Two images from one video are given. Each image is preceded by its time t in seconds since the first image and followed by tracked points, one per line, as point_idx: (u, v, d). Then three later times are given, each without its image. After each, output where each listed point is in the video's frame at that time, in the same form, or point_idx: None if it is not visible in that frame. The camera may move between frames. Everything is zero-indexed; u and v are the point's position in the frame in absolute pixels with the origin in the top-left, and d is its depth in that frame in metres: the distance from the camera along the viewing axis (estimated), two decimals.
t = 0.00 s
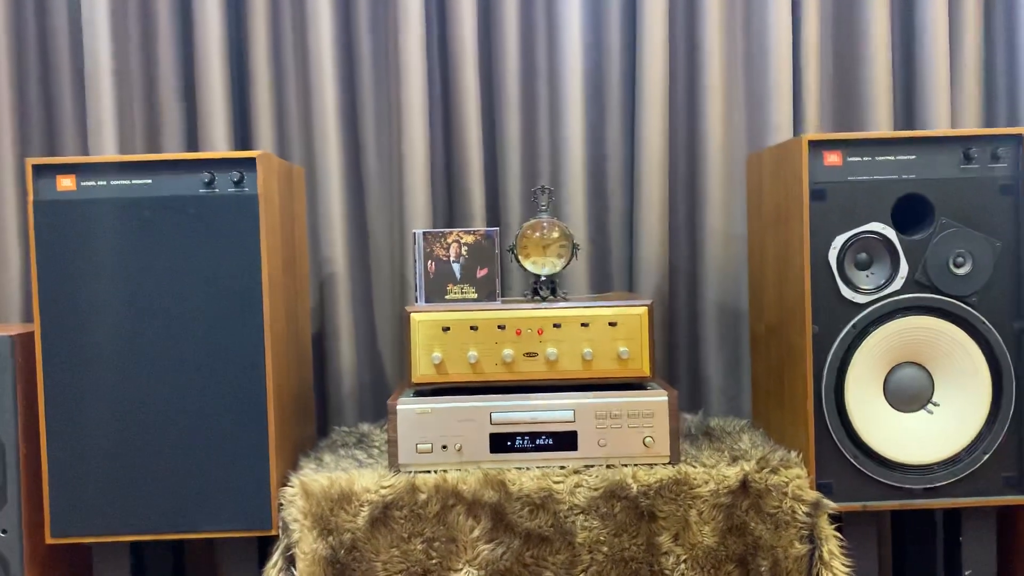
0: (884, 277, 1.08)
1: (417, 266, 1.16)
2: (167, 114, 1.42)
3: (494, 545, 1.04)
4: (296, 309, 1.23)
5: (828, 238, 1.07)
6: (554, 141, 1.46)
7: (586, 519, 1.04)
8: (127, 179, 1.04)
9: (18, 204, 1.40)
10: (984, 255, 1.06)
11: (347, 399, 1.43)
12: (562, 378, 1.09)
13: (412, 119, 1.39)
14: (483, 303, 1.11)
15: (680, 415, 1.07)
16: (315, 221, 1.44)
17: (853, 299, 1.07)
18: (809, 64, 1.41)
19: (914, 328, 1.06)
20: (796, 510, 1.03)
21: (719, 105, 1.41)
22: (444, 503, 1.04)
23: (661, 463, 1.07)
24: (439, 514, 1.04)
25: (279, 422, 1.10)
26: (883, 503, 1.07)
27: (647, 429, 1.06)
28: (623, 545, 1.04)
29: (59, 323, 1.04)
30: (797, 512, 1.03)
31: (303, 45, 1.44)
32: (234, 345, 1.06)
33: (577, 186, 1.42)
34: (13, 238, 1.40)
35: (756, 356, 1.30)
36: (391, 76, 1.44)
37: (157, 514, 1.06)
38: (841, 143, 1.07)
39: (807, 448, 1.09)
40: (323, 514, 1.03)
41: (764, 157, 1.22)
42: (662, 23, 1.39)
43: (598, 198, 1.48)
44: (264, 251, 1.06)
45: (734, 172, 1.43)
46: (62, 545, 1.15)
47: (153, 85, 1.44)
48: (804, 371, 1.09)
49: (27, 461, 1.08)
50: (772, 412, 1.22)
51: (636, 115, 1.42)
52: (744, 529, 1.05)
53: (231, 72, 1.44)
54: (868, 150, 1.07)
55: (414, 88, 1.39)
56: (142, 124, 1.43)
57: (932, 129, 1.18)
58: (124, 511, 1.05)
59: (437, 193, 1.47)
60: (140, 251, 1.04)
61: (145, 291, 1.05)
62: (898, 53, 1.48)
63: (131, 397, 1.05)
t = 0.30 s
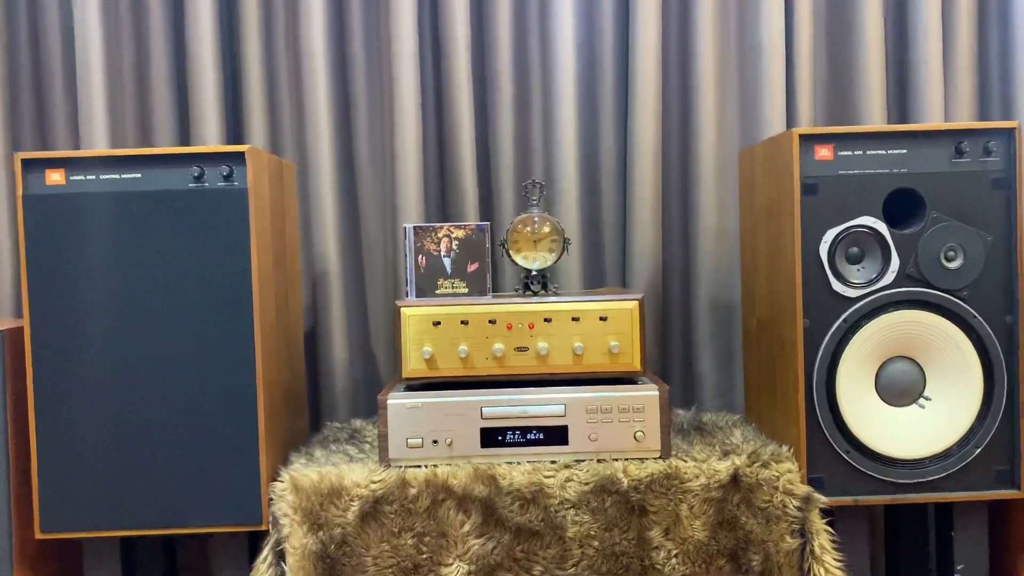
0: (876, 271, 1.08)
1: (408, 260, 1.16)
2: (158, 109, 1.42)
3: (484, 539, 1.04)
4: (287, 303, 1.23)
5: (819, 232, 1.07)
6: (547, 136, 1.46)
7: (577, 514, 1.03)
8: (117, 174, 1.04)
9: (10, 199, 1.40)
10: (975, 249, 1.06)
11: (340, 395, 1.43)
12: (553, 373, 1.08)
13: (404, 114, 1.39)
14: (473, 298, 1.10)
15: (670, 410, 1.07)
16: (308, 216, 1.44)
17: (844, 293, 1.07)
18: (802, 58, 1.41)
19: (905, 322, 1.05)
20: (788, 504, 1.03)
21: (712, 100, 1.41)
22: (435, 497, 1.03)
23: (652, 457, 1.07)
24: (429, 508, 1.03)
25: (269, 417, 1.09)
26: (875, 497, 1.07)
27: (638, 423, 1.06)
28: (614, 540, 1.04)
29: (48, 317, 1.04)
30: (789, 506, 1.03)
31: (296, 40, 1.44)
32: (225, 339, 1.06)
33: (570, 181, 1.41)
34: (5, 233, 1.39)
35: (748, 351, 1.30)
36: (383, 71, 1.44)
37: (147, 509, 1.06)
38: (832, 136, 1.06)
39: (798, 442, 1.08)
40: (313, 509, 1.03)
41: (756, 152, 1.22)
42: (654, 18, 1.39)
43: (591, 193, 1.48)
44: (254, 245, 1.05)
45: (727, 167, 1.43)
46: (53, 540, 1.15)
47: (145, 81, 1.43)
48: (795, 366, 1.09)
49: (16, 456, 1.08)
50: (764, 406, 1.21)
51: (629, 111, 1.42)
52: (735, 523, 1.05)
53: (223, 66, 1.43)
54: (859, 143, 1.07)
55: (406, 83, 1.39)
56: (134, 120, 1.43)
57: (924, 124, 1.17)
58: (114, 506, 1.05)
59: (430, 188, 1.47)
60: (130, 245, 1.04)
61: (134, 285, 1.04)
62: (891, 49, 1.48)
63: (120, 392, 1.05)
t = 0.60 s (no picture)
0: (859, 268, 1.09)
1: (396, 256, 1.17)
2: (151, 106, 1.43)
3: (471, 532, 1.05)
4: (277, 299, 1.24)
5: (803, 228, 1.08)
6: (537, 134, 1.47)
7: (563, 507, 1.04)
8: (108, 170, 1.05)
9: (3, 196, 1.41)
10: (958, 246, 1.07)
11: (331, 391, 1.44)
12: (539, 368, 1.10)
13: (395, 111, 1.40)
14: (461, 294, 1.12)
15: (656, 404, 1.08)
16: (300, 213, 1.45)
17: (828, 290, 1.08)
18: (791, 57, 1.42)
19: (889, 318, 1.06)
20: (772, 498, 1.04)
21: (701, 98, 1.42)
22: (422, 490, 1.04)
23: (637, 452, 1.08)
24: (417, 502, 1.04)
25: (258, 412, 1.10)
26: (858, 491, 1.09)
27: (624, 418, 1.07)
28: (600, 533, 1.05)
29: (39, 312, 1.05)
30: (773, 500, 1.04)
31: (288, 38, 1.45)
32: (215, 334, 1.07)
33: (560, 178, 1.43)
34: None
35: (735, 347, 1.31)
36: (375, 69, 1.45)
37: (137, 503, 1.06)
38: (816, 134, 1.07)
39: (782, 436, 1.09)
40: (301, 502, 1.04)
41: (742, 149, 1.23)
42: (644, 17, 1.40)
43: (581, 191, 1.49)
44: (243, 241, 1.06)
45: (715, 165, 1.44)
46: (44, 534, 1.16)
47: (138, 78, 1.44)
48: (779, 361, 1.10)
49: (8, 450, 1.09)
50: (750, 402, 1.23)
51: (619, 108, 1.43)
52: (720, 516, 1.06)
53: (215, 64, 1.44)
54: (843, 141, 1.08)
55: (397, 81, 1.39)
56: (128, 117, 1.44)
57: (909, 122, 1.18)
58: (103, 500, 1.06)
59: (421, 185, 1.48)
60: (120, 241, 1.05)
61: (124, 281, 1.05)
62: (879, 49, 1.49)
63: (110, 386, 1.06)
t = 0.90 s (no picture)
0: (847, 275, 1.10)
1: (391, 263, 1.19)
2: (149, 115, 1.45)
3: (464, 536, 1.06)
4: (274, 305, 1.26)
5: (792, 237, 1.10)
6: (532, 143, 1.49)
7: (554, 511, 1.05)
8: (105, 178, 1.07)
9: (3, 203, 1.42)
10: (944, 254, 1.08)
11: (327, 395, 1.46)
12: (531, 373, 1.11)
13: (390, 120, 1.41)
14: (454, 301, 1.13)
15: (646, 410, 1.10)
16: (297, 220, 1.46)
17: (816, 297, 1.09)
18: (782, 67, 1.43)
19: (876, 325, 1.08)
20: (760, 502, 1.05)
21: (693, 106, 1.44)
22: (416, 495, 1.05)
23: (628, 457, 1.09)
24: (410, 506, 1.05)
25: (254, 417, 1.12)
26: (845, 496, 1.10)
27: (615, 423, 1.09)
28: (591, 537, 1.06)
29: (38, 319, 1.06)
30: (761, 505, 1.05)
31: (285, 47, 1.47)
32: (211, 340, 1.08)
33: (554, 186, 1.44)
34: None
35: (726, 353, 1.33)
36: (371, 78, 1.47)
37: (134, 507, 1.08)
38: (804, 144, 1.09)
39: (771, 442, 1.11)
40: (296, 506, 1.05)
41: (733, 157, 1.25)
42: (636, 26, 1.41)
43: (575, 198, 1.51)
44: (239, 249, 1.08)
45: (708, 173, 1.46)
46: (44, 537, 1.18)
47: (137, 87, 1.46)
48: (768, 367, 1.11)
49: (7, 455, 1.11)
50: (740, 407, 1.24)
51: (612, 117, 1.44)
52: (709, 520, 1.07)
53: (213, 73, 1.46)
54: (831, 151, 1.09)
55: (392, 89, 1.41)
56: (126, 125, 1.46)
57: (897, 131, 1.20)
58: (102, 504, 1.08)
59: (417, 193, 1.50)
60: (119, 249, 1.07)
61: (122, 288, 1.07)
62: (869, 57, 1.51)
63: (108, 392, 1.07)
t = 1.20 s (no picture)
0: (840, 280, 1.12)
1: (390, 268, 1.20)
2: (150, 120, 1.46)
3: (461, 538, 1.07)
4: (274, 309, 1.27)
5: (785, 242, 1.11)
6: (529, 148, 1.50)
7: (551, 513, 1.06)
8: (108, 184, 1.08)
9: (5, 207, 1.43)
10: (936, 259, 1.10)
11: (327, 398, 1.47)
12: (529, 377, 1.13)
13: (389, 125, 1.43)
14: (453, 305, 1.15)
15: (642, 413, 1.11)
16: (297, 224, 1.48)
17: (810, 302, 1.11)
18: (777, 73, 1.45)
19: (869, 329, 1.09)
20: (754, 504, 1.07)
21: (689, 111, 1.45)
22: (414, 497, 1.07)
23: (624, 459, 1.11)
24: (409, 508, 1.07)
25: (255, 420, 1.13)
26: (838, 498, 1.12)
27: (611, 426, 1.10)
28: (587, 539, 1.07)
29: (41, 323, 1.08)
30: (755, 506, 1.07)
31: (285, 53, 1.48)
32: (212, 344, 1.10)
33: (551, 191, 1.45)
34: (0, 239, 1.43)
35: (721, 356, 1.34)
36: (370, 84, 1.48)
37: (136, 508, 1.09)
38: (797, 150, 1.10)
39: (765, 444, 1.13)
40: (296, 508, 1.06)
41: (728, 163, 1.26)
42: (633, 33, 1.42)
43: (573, 203, 1.52)
44: (240, 254, 1.09)
45: (704, 177, 1.48)
46: (46, 538, 1.19)
47: (138, 91, 1.47)
48: (763, 371, 1.13)
49: (11, 457, 1.12)
50: (735, 410, 1.26)
51: (609, 122, 1.46)
52: (704, 522, 1.08)
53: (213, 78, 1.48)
54: (825, 157, 1.11)
55: (391, 95, 1.42)
56: (127, 131, 1.47)
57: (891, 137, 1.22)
58: (104, 505, 1.09)
59: (416, 198, 1.52)
60: (120, 253, 1.08)
61: (124, 292, 1.08)
62: (864, 63, 1.53)
63: (111, 394, 1.09)
